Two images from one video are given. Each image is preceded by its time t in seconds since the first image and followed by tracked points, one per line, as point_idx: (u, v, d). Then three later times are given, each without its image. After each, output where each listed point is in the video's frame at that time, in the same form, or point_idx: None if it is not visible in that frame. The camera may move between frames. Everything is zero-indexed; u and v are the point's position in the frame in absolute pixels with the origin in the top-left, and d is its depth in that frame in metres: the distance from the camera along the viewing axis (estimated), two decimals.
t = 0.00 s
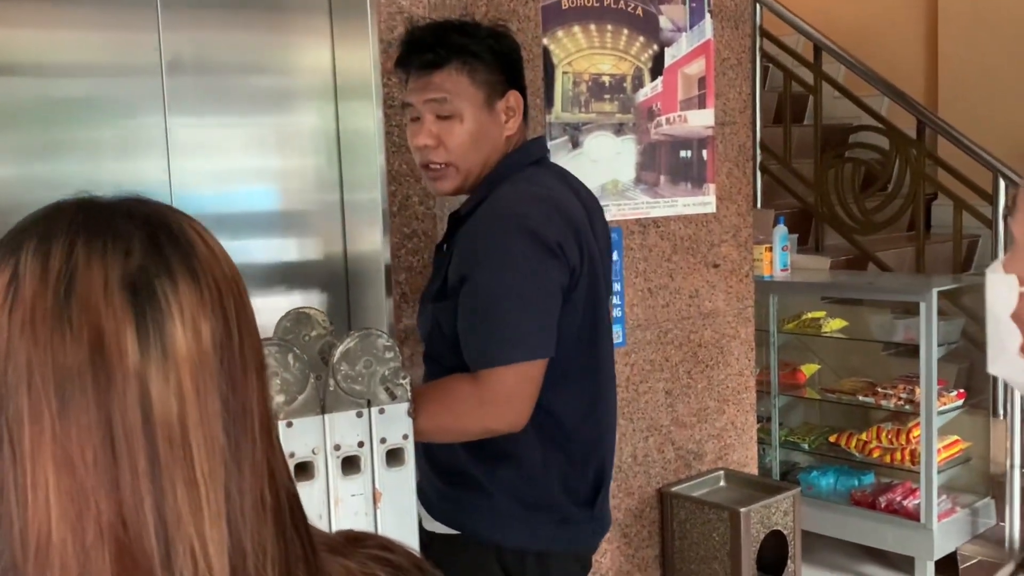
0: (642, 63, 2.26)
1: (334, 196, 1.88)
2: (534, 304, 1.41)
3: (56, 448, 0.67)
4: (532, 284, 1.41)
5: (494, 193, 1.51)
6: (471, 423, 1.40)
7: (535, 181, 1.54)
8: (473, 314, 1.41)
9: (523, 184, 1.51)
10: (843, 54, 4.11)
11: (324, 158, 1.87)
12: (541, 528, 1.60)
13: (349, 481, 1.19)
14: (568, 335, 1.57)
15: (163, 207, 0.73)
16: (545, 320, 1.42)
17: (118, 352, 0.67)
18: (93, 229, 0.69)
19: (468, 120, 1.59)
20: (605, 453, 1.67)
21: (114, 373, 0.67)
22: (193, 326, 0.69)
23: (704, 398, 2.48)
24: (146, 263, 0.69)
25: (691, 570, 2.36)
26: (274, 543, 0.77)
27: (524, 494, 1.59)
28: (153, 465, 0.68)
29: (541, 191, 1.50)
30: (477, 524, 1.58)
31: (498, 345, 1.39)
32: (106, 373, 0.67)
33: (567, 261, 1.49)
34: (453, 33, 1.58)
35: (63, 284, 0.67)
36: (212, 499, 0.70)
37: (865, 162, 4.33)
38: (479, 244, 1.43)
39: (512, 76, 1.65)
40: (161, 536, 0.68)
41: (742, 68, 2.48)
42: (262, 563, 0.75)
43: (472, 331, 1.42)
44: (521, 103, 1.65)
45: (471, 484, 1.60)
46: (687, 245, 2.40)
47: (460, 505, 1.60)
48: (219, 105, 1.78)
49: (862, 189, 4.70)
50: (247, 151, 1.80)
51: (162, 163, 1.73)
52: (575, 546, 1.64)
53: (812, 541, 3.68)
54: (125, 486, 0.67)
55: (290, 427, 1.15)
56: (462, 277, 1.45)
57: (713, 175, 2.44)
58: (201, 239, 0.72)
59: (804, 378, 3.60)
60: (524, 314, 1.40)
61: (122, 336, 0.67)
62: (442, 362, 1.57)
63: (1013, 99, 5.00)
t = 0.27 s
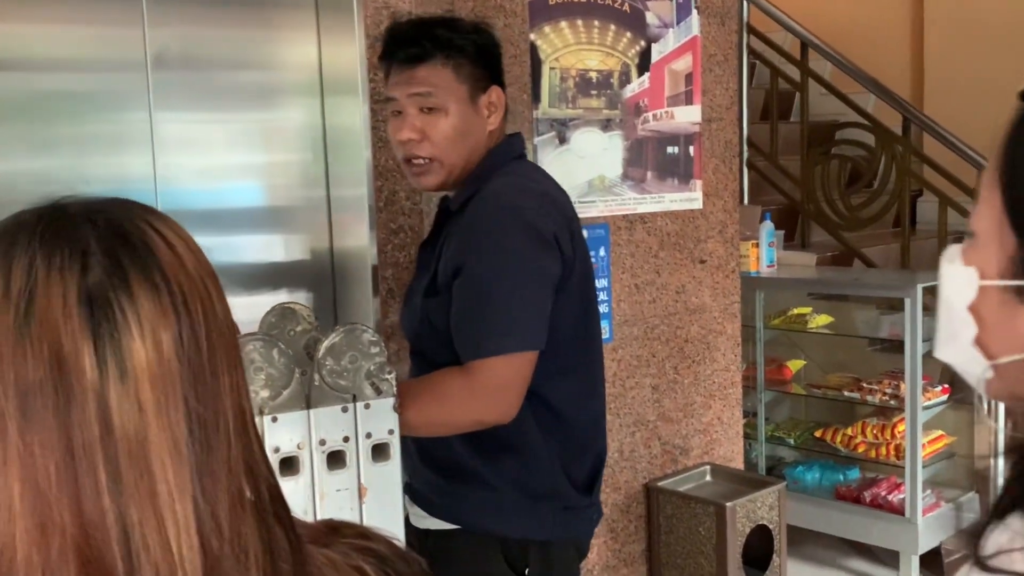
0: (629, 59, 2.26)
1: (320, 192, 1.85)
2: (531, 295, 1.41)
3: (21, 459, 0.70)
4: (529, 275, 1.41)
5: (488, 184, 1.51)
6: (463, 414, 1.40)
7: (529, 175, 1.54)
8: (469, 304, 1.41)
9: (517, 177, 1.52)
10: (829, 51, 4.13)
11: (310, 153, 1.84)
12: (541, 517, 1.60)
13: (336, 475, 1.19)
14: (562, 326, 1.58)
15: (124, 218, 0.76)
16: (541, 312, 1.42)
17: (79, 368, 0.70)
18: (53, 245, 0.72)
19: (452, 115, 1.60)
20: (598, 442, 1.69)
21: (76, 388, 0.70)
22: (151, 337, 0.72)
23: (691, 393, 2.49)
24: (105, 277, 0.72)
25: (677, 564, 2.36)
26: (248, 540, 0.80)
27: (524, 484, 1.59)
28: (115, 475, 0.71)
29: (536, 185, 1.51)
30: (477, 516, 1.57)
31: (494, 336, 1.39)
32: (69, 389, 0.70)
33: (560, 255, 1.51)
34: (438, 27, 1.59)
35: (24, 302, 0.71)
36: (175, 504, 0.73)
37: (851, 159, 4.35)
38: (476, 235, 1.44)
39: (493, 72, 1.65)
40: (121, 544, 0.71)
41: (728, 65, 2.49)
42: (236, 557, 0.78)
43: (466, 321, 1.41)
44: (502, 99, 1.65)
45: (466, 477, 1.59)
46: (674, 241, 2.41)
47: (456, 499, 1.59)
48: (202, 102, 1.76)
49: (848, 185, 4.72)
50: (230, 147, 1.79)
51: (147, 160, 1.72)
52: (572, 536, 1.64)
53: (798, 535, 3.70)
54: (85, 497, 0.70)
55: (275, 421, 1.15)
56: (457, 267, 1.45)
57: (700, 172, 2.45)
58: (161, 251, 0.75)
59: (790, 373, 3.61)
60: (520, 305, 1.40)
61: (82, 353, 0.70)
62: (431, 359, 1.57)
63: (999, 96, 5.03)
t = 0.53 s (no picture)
0: (605, 55, 2.26)
1: (295, 188, 1.83)
2: (501, 293, 1.41)
3: None
4: (498, 273, 1.41)
5: (457, 182, 1.51)
6: (438, 412, 1.40)
7: (499, 172, 1.54)
8: (439, 303, 1.40)
9: (488, 175, 1.52)
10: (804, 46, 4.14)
11: (284, 150, 1.82)
12: (515, 514, 1.60)
13: (310, 474, 1.19)
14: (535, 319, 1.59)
15: (94, 220, 0.75)
16: (511, 309, 1.42)
17: (47, 374, 0.70)
18: (22, 250, 0.72)
19: (418, 114, 1.60)
20: (568, 444, 1.69)
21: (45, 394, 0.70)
22: (122, 342, 0.71)
23: (668, 389, 2.50)
24: (73, 282, 0.71)
25: (656, 559, 2.37)
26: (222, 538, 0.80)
27: (496, 480, 1.59)
28: (85, 479, 0.70)
29: (507, 181, 1.51)
30: (453, 513, 1.57)
31: (464, 332, 1.39)
32: (38, 394, 0.70)
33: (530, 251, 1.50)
34: (401, 27, 1.59)
35: None
36: (148, 508, 0.72)
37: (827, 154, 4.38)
38: (446, 230, 1.44)
39: (459, 69, 1.66)
40: (93, 547, 0.71)
41: (704, 60, 2.49)
42: (209, 553, 0.79)
43: (437, 317, 1.41)
44: (468, 96, 1.66)
45: (444, 475, 1.59)
46: (651, 237, 2.41)
47: (432, 496, 1.58)
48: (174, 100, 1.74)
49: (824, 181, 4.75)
50: (203, 144, 1.77)
51: (119, 159, 1.70)
52: (544, 535, 1.64)
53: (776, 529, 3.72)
54: (55, 501, 0.71)
55: (249, 421, 1.14)
56: (428, 265, 1.45)
57: (677, 167, 2.45)
58: (132, 253, 0.74)
59: (768, 368, 3.63)
60: (490, 302, 1.40)
61: (50, 359, 0.70)
62: (405, 358, 1.57)
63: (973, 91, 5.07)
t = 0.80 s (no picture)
0: (576, 54, 2.26)
1: (262, 188, 1.83)
2: (471, 295, 1.40)
3: None
4: (469, 278, 1.40)
5: (425, 184, 1.51)
6: (411, 418, 1.39)
7: (467, 174, 1.54)
8: (408, 305, 1.39)
9: (455, 178, 1.51)
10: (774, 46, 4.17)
11: (251, 150, 1.82)
12: (481, 519, 1.60)
13: (277, 478, 1.17)
14: (506, 323, 1.59)
15: (54, 222, 0.74)
16: (481, 314, 1.42)
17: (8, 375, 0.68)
18: None
19: (383, 114, 1.59)
20: (535, 446, 1.70)
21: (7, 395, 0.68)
22: (84, 343, 0.70)
23: (641, 387, 2.50)
24: (34, 285, 0.70)
25: (629, 558, 2.37)
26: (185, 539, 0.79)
27: (460, 486, 1.58)
28: (46, 481, 0.69)
29: (476, 186, 1.51)
30: (418, 519, 1.56)
31: (433, 337, 1.38)
32: None
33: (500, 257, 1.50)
34: (362, 25, 1.58)
35: None
36: (110, 510, 0.71)
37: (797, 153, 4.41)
38: (414, 233, 1.43)
39: (425, 67, 1.65)
40: (53, 551, 0.70)
41: (674, 60, 2.50)
42: (171, 555, 0.77)
43: (406, 321, 1.40)
44: (435, 95, 1.65)
45: (412, 478, 1.57)
46: (622, 236, 2.41)
47: (401, 500, 1.57)
48: (138, 98, 1.71)
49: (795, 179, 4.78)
50: (168, 144, 1.74)
51: (84, 157, 1.66)
52: (511, 537, 1.65)
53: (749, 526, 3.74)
54: (17, 502, 0.69)
55: (214, 425, 1.12)
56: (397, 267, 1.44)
57: (648, 167, 2.46)
58: (93, 255, 0.73)
59: (740, 366, 3.65)
60: (461, 306, 1.39)
61: (11, 360, 0.68)
62: (373, 360, 1.56)
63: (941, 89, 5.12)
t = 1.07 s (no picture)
0: (544, 54, 2.26)
1: (227, 191, 1.80)
2: (440, 301, 1.39)
3: None
4: (436, 281, 1.39)
5: (394, 187, 1.50)
6: (374, 425, 1.38)
7: (439, 177, 1.52)
8: (374, 311, 1.39)
9: (427, 180, 1.50)
10: (742, 46, 4.19)
11: (215, 152, 1.79)
12: (453, 524, 1.59)
13: (242, 483, 1.16)
14: (475, 328, 1.57)
15: (15, 224, 0.73)
16: (449, 317, 1.40)
17: None
18: None
19: (354, 117, 1.57)
20: (510, 451, 1.69)
21: None
22: (40, 348, 0.70)
23: (612, 388, 2.50)
24: None
25: (601, 559, 2.38)
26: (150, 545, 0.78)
27: (430, 490, 1.57)
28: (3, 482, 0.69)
29: (449, 188, 1.50)
30: (388, 524, 1.55)
31: (400, 342, 1.37)
32: None
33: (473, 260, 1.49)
34: (329, 26, 1.57)
35: None
36: (68, 514, 0.71)
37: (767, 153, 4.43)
38: (381, 235, 1.42)
39: (396, 69, 1.64)
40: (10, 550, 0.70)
41: (643, 60, 2.50)
42: (133, 561, 0.76)
43: (374, 327, 1.39)
44: (406, 97, 1.63)
45: (380, 482, 1.56)
46: (592, 236, 2.41)
47: (369, 504, 1.56)
48: (101, 99, 1.68)
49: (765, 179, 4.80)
50: (131, 145, 1.71)
51: (43, 160, 1.63)
52: (482, 542, 1.64)
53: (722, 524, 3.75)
54: None
55: (177, 430, 1.11)
56: (365, 272, 1.43)
57: (618, 167, 2.46)
58: (53, 259, 0.72)
59: (712, 365, 3.66)
60: (427, 310, 1.38)
61: None
62: (342, 363, 1.54)
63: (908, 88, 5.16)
